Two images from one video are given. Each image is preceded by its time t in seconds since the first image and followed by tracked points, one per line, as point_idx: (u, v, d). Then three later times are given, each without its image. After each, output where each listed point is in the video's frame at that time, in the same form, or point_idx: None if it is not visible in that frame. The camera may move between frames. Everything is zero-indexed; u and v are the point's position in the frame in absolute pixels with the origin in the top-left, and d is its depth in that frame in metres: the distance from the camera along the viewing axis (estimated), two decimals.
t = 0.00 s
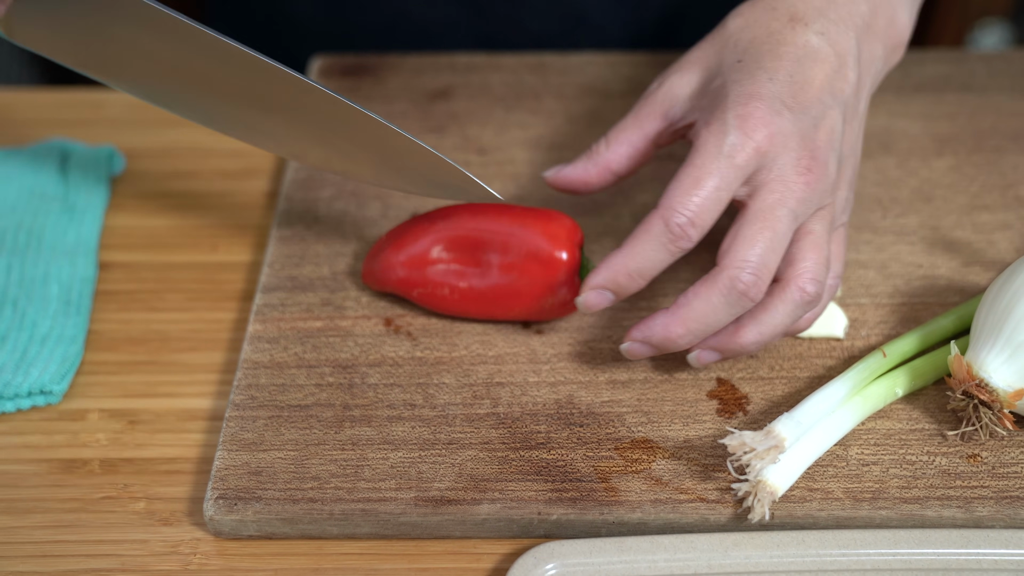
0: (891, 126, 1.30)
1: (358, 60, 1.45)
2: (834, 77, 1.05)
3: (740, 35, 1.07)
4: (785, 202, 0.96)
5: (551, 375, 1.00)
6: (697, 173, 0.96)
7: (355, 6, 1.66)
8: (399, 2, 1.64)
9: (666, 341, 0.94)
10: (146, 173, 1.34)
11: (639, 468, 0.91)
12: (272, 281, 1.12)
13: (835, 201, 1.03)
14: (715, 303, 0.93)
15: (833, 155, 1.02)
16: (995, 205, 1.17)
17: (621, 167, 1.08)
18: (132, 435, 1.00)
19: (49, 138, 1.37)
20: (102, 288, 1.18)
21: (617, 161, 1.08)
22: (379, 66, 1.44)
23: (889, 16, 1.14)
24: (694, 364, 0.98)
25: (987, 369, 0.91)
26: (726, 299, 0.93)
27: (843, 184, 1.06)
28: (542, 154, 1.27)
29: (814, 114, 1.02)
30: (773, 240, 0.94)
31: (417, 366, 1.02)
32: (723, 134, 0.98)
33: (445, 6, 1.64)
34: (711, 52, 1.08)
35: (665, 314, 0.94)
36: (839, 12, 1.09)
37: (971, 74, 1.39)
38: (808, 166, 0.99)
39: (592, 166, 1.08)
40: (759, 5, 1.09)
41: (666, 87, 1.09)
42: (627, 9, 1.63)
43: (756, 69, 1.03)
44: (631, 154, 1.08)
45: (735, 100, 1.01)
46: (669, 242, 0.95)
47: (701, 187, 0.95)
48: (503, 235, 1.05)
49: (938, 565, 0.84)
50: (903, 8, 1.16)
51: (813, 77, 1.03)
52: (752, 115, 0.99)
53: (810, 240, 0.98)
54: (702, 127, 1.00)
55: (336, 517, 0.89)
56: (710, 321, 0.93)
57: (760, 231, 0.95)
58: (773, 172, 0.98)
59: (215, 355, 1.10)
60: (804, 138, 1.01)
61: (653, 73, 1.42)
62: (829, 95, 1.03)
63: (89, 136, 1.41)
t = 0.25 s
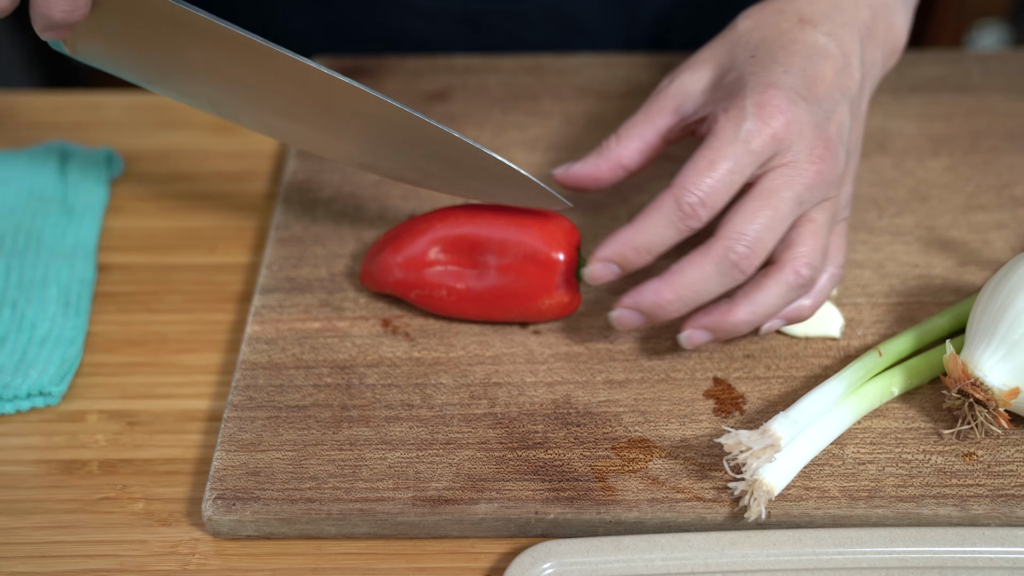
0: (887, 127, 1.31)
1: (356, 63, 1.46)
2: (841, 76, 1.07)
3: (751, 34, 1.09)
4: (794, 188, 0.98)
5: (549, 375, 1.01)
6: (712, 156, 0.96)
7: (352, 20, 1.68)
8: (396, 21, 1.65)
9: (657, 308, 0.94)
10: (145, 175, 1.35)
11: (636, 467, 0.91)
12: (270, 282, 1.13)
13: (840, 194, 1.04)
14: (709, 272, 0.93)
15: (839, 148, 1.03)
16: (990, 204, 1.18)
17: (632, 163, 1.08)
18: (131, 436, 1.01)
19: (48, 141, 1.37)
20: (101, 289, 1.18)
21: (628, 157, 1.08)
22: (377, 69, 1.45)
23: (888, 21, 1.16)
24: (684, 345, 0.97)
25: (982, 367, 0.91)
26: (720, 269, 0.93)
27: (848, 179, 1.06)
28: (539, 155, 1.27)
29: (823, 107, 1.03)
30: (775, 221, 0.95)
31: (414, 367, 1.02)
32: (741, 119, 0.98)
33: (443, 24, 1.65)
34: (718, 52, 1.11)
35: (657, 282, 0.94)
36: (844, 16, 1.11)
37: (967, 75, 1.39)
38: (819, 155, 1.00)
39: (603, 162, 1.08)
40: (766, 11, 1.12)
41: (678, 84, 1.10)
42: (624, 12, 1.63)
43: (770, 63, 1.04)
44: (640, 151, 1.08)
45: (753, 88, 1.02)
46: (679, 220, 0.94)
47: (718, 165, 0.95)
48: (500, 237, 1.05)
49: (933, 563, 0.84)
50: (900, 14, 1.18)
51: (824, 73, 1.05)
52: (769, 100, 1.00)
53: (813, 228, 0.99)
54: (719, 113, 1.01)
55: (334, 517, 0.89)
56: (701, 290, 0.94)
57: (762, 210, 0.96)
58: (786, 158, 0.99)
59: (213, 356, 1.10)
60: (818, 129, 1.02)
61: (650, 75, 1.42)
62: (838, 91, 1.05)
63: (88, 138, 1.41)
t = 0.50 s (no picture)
0: (884, 126, 1.31)
1: (355, 64, 1.47)
2: (781, 106, 1.04)
3: (699, 60, 1.09)
4: (703, 215, 0.96)
5: (547, 373, 1.01)
6: (621, 169, 0.94)
7: (356, 27, 1.67)
8: (402, 25, 1.65)
9: (552, 312, 0.95)
10: (145, 176, 1.35)
11: (633, 465, 0.92)
12: (269, 282, 1.13)
13: (768, 227, 1.01)
14: (599, 283, 0.93)
15: (769, 180, 1.00)
16: (986, 203, 1.18)
17: (571, 184, 1.08)
18: (131, 435, 1.01)
19: (48, 142, 1.38)
20: (101, 290, 1.19)
21: (566, 176, 1.08)
22: (376, 69, 1.45)
23: (844, 55, 1.15)
24: (593, 364, 0.96)
25: (977, 364, 0.91)
26: (610, 282, 0.93)
27: (784, 210, 1.04)
28: (537, 155, 1.28)
29: (756, 136, 1.01)
30: (674, 243, 0.93)
31: (413, 366, 1.03)
32: (663, 137, 0.96)
33: (449, 28, 1.65)
34: (665, 78, 1.09)
35: (553, 288, 0.95)
36: (793, 47, 1.10)
37: (963, 74, 1.40)
38: (743, 185, 0.98)
39: (541, 180, 1.09)
40: (718, 39, 1.11)
41: (621, 109, 1.09)
42: (623, 13, 1.64)
43: (706, 88, 1.03)
44: (576, 170, 1.09)
45: (683, 111, 0.99)
46: (578, 227, 0.93)
47: (622, 182, 0.93)
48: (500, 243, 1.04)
49: (929, 560, 0.85)
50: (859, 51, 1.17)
51: (760, 102, 1.03)
52: (698, 121, 0.97)
53: (727, 258, 0.98)
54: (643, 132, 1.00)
55: (334, 515, 0.89)
56: (593, 304, 0.94)
57: (667, 230, 0.94)
58: (706, 184, 0.96)
59: (213, 356, 1.10)
60: (746, 157, 0.99)
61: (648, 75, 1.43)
62: (774, 120, 1.03)
63: (88, 139, 1.42)
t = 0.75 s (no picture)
0: (881, 127, 1.32)
1: (356, 65, 1.48)
2: (768, 105, 1.04)
3: (683, 64, 1.08)
4: (687, 221, 0.96)
5: (546, 371, 1.02)
6: (603, 179, 0.96)
7: (357, 31, 1.68)
8: (400, 25, 1.66)
9: (542, 308, 0.99)
10: (146, 176, 1.36)
11: (632, 462, 0.93)
12: (270, 281, 1.14)
13: (761, 228, 1.01)
14: (584, 285, 0.96)
15: (760, 182, 1.00)
16: (982, 203, 1.19)
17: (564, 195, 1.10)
18: (133, 432, 1.02)
19: (50, 142, 1.38)
20: (102, 289, 1.19)
21: (558, 188, 1.10)
22: (376, 71, 1.46)
23: (836, 51, 1.13)
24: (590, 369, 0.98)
25: (973, 362, 0.92)
26: (593, 285, 0.96)
27: (778, 211, 1.02)
28: (536, 155, 1.29)
29: (743, 138, 1.00)
30: (655, 249, 0.95)
31: (413, 364, 1.04)
32: (645, 144, 0.96)
33: (447, 29, 1.66)
34: (652, 84, 1.09)
35: (545, 284, 0.99)
36: (780, 45, 1.09)
37: (960, 76, 1.41)
38: (729, 189, 0.97)
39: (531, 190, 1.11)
40: (706, 41, 1.11)
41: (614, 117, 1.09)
42: (622, 16, 1.65)
43: (690, 94, 1.02)
44: (569, 179, 1.10)
45: (668, 116, 0.99)
46: (564, 233, 0.96)
47: (604, 192, 0.95)
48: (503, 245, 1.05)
49: (925, 555, 0.86)
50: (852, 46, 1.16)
51: (746, 103, 1.02)
52: (678, 127, 0.96)
53: (716, 262, 0.98)
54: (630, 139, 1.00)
55: (334, 511, 0.90)
56: (578, 303, 0.97)
57: (649, 238, 0.95)
58: (689, 190, 0.97)
59: (214, 354, 1.11)
60: (731, 160, 0.98)
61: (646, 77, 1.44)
62: (760, 120, 1.02)
63: (90, 139, 1.42)
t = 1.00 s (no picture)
0: (883, 126, 1.33)
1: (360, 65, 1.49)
2: (767, 103, 1.02)
3: (680, 64, 1.05)
4: (686, 222, 0.96)
5: (550, 369, 1.03)
6: (600, 180, 0.95)
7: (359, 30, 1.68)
8: (403, 24, 1.66)
9: (546, 310, 1.00)
10: (153, 174, 1.37)
11: (636, 458, 0.93)
12: (276, 278, 1.15)
13: (762, 227, 1.00)
14: (585, 287, 0.97)
15: (760, 182, 0.99)
16: (984, 202, 1.20)
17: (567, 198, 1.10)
18: (140, 428, 1.03)
19: (56, 141, 1.39)
20: (109, 286, 1.20)
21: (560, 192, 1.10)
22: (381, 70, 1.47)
23: (838, 46, 1.12)
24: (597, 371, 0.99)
25: (975, 359, 0.93)
26: (594, 287, 0.96)
27: (780, 210, 1.02)
28: (540, 154, 1.29)
29: (741, 138, 0.99)
30: (653, 251, 0.95)
31: (418, 361, 1.04)
32: (643, 145, 0.96)
33: (450, 27, 1.66)
34: (651, 83, 1.07)
35: (548, 286, 1.00)
36: (779, 41, 1.06)
37: (961, 76, 1.42)
38: (728, 189, 0.96)
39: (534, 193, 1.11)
40: (704, 39, 1.08)
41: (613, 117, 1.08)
42: (625, 16, 1.66)
43: (687, 94, 1.00)
44: (573, 181, 1.10)
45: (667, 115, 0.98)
46: (564, 234, 0.96)
47: (601, 193, 0.95)
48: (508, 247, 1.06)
49: (928, 551, 0.86)
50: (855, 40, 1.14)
51: (745, 102, 1.00)
52: (674, 128, 0.95)
53: (717, 261, 0.98)
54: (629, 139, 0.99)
55: (341, 506, 0.91)
56: (581, 304, 0.98)
57: (647, 241, 0.95)
58: (687, 192, 0.96)
59: (221, 351, 1.12)
60: (728, 160, 0.97)
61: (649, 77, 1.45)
62: (759, 119, 1.00)
63: (96, 138, 1.43)
